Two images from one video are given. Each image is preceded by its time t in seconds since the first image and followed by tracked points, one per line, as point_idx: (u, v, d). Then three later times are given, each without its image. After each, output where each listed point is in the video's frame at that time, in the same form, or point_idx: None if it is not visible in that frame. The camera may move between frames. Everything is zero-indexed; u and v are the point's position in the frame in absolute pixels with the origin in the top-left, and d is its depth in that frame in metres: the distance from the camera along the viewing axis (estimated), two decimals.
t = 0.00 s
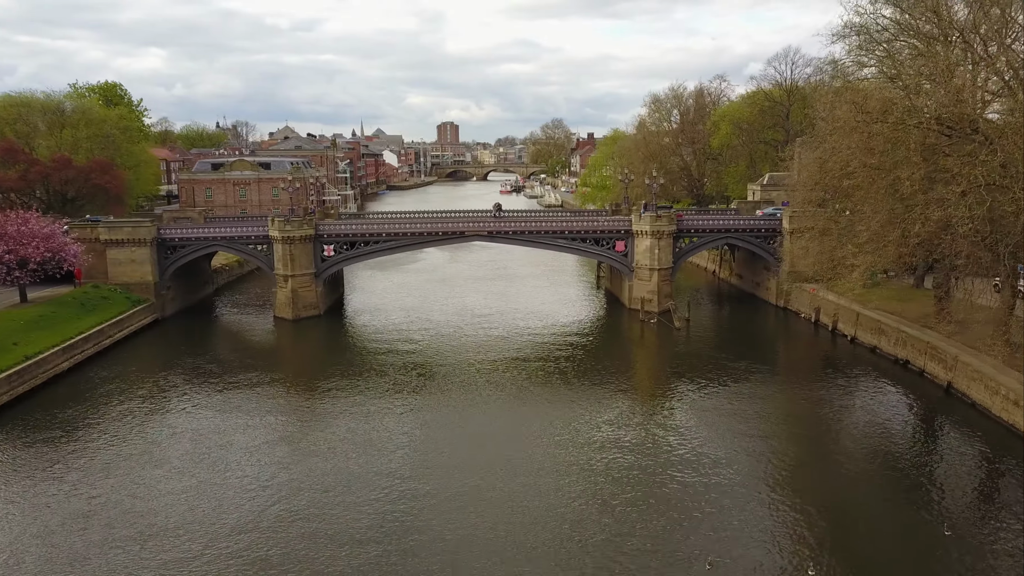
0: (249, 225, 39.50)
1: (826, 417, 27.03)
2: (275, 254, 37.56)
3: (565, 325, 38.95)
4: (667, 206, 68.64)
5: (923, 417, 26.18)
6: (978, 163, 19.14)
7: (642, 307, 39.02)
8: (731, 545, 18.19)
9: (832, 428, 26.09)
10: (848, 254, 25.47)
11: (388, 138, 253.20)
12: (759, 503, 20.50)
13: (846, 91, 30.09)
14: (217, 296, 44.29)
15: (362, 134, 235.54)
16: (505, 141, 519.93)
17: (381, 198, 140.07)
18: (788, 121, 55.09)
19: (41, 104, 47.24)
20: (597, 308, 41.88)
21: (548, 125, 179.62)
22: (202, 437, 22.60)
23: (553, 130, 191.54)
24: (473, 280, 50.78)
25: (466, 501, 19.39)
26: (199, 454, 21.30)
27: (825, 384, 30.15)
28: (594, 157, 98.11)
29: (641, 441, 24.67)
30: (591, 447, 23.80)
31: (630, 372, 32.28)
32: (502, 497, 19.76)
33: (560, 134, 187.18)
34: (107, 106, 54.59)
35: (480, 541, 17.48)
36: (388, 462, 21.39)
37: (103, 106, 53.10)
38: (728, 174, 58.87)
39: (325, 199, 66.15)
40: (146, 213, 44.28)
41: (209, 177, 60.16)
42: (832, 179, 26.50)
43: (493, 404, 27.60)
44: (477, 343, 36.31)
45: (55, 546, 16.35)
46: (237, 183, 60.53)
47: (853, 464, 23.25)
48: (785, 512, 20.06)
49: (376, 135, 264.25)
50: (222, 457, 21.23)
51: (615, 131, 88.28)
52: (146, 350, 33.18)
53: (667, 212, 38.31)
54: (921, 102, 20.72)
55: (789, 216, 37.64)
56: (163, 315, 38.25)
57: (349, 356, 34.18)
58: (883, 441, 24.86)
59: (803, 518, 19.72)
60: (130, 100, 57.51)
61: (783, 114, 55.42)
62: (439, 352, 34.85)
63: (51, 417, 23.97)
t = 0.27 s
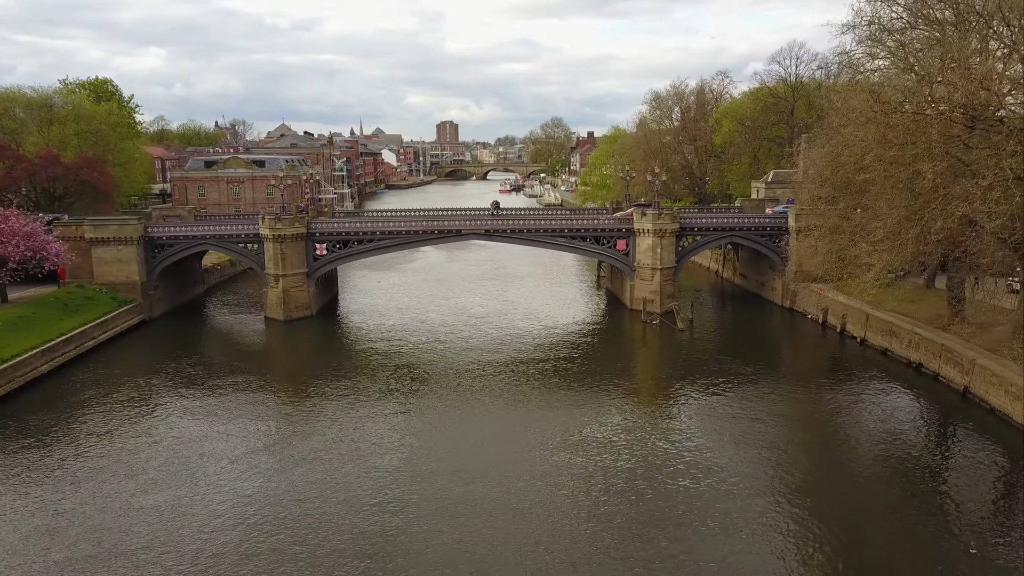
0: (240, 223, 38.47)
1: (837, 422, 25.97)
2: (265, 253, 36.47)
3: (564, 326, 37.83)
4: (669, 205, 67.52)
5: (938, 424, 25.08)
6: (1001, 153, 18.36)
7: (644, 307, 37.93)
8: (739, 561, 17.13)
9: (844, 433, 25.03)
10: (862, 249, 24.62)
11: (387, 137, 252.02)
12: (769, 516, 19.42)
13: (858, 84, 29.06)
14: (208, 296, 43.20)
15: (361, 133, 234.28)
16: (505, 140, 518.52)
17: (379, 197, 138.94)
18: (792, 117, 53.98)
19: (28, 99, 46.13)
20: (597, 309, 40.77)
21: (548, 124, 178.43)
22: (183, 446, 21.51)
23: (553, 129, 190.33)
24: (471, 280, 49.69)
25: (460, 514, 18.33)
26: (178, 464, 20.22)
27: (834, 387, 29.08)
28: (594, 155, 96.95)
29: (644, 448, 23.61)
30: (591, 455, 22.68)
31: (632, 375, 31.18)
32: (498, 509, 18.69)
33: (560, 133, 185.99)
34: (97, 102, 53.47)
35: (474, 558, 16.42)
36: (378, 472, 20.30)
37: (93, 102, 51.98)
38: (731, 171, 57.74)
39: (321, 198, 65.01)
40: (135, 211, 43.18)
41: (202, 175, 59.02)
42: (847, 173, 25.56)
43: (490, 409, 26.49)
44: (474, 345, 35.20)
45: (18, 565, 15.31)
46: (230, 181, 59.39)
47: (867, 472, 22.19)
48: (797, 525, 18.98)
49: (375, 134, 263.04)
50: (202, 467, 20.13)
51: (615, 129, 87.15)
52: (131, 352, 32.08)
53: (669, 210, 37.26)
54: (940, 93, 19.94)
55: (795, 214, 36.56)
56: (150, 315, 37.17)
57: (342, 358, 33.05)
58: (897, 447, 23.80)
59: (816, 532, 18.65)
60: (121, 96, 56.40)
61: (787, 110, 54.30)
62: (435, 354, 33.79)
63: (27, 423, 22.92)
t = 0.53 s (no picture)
0: (230, 220, 37.34)
1: (851, 427, 24.88)
2: (256, 251, 35.33)
3: (564, 327, 36.75)
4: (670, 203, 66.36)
5: (956, 430, 23.98)
6: None
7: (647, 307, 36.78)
8: None
9: (858, 440, 23.96)
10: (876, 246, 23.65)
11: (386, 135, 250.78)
12: (782, 532, 18.33)
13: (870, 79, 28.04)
14: (198, 296, 42.08)
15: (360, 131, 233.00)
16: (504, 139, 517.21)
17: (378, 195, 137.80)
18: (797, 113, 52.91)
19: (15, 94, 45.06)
20: (599, 309, 39.65)
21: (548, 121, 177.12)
22: (164, 456, 20.41)
23: (552, 127, 189.04)
24: (469, 280, 48.57)
25: (454, 529, 17.26)
26: (155, 476, 19.12)
27: (846, 391, 27.99)
28: (594, 152, 95.77)
29: (648, 455, 22.53)
30: (595, 464, 21.57)
31: (634, 378, 30.07)
32: (494, 524, 17.62)
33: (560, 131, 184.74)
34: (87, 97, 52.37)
35: None
36: (369, 485, 19.22)
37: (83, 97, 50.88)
38: (734, 168, 56.67)
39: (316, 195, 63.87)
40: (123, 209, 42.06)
41: (195, 172, 57.92)
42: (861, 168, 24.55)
43: (488, 415, 25.36)
44: (471, 347, 34.11)
45: None
46: (224, 178, 58.28)
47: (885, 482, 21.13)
48: (811, 542, 17.91)
49: (374, 133, 261.74)
50: (185, 479, 19.06)
51: (616, 126, 85.95)
52: (116, 353, 30.97)
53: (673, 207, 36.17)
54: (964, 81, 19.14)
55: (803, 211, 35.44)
56: (138, 316, 36.08)
57: (335, 360, 31.94)
58: (914, 455, 22.73)
59: (833, 550, 17.57)
60: (112, 91, 55.26)
61: (792, 106, 53.21)
62: (431, 356, 32.71)
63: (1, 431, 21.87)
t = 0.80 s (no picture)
0: (220, 218, 36.23)
1: (865, 433, 23.80)
2: (246, 250, 34.20)
3: (565, 328, 35.66)
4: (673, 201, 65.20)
5: (976, 437, 22.87)
6: None
7: (651, 308, 35.64)
8: None
9: (873, 446, 22.87)
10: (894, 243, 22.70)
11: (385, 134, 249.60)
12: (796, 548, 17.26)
13: (885, 71, 26.97)
14: (189, 296, 40.97)
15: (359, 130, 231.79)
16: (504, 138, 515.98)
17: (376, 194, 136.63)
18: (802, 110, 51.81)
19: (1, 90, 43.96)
20: (600, 310, 38.54)
21: (548, 120, 175.92)
22: (142, 468, 19.29)
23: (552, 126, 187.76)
24: (467, 280, 47.46)
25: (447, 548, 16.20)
26: (131, 489, 18.02)
27: (858, 394, 26.89)
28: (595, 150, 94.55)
29: (653, 464, 21.46)
30: (599, 475, 20.45)
31: (637, 381, 28.97)
32: (491, 541, 16.58)
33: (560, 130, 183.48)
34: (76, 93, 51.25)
35: None
36: (358, 498, 18.11)
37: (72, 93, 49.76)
38: (738, 166, 55.59)
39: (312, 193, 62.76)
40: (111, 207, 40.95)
41: (188, 170, 56.78)
42: (875, 162, 23.55)
43: (486, 421, 24.26)
44: (469, 348, 33.03)
45: None
46: (218, 176, 57.14)
47: (903, 492, 20.06)
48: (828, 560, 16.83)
49: (373, 132, 260.54)
50: (161, 494, 17.91)
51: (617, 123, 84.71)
52: (100, 356, 29.87)
53: (677, 204, 35.07)
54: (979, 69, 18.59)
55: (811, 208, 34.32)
56: (125, 317, 34.99)
57: (328, 363, 30.83)
58: (933, 463, 21.64)
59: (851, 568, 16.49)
60: (103, 88, 54.15)
61: (797, 102, 52.11)
62: (427, 359, 31.64)
63: None
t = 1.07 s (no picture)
0: (210, 215, 35.10)
1: (881, 438, 22.75)
2: (236, 249, 33.10)
3: (565, 329, 34.58)
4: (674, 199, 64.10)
5: (998, 444, 21.80)
6: None
7: (654, 308, 34.54)
8: None
9: (889, 452, 21.84)
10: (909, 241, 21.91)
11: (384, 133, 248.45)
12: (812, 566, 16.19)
13: (898, 62, 25.95)
14: (179, 296, 39.89)
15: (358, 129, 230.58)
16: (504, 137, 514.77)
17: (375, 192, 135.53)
18: (807, 106, 50.76)
19: None
20: (601, 310, 37.45)
21: (547, 118, 174.84)
22: (114, 479, 18.24)
23: (553, 124, 186.51)
24: (466, 279, 46.39)
25: (439, 566, 15.17)
26: (105, 504, 16.94)
27: (872, 397, 25.83)
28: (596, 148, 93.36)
29: (658, 473, 20.38)
30: (598, 485, 19.40)
31: (641, 384, 27.88)
32: (487, 558, 15.55)
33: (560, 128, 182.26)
34: (67, 87, 50.17)
35: None
36: (344, 512, 17.04)
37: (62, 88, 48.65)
38: (741, 163, 54.57)
39: (308, 191, 61.68)
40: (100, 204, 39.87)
41: (181, 167, 55.72)
42: (889, 155, 22.56)
43: (482, 427, 23.19)
44: (466, 350, 31.96)
45: None
46: (211, 173, 56.07)
47: (923, 501, 19.03)
48: None
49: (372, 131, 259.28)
50: (131, 508, 16.83)
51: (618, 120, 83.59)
52: (83, 357, 28.79)
53: (681, 201, 33.98)
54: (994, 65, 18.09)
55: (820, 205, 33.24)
56: (112, 317, 33.93)
57: (320, 365, 29.78)
58: (953, 470, 20.58)
59: None
60: (95, 83, 53.09)
61: (802, 98, 51.06)
62: (423, 360, 30.60)
63: None
